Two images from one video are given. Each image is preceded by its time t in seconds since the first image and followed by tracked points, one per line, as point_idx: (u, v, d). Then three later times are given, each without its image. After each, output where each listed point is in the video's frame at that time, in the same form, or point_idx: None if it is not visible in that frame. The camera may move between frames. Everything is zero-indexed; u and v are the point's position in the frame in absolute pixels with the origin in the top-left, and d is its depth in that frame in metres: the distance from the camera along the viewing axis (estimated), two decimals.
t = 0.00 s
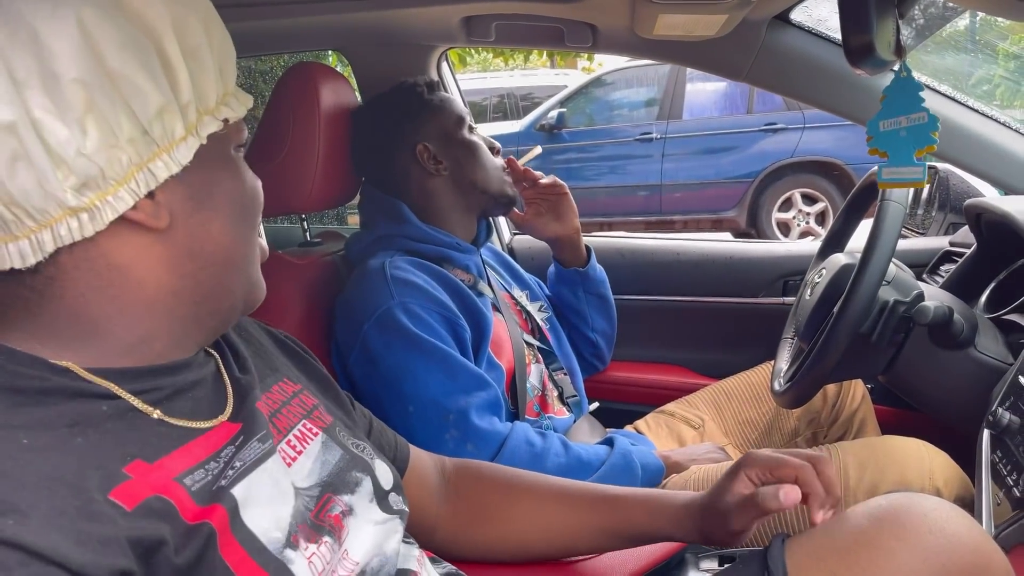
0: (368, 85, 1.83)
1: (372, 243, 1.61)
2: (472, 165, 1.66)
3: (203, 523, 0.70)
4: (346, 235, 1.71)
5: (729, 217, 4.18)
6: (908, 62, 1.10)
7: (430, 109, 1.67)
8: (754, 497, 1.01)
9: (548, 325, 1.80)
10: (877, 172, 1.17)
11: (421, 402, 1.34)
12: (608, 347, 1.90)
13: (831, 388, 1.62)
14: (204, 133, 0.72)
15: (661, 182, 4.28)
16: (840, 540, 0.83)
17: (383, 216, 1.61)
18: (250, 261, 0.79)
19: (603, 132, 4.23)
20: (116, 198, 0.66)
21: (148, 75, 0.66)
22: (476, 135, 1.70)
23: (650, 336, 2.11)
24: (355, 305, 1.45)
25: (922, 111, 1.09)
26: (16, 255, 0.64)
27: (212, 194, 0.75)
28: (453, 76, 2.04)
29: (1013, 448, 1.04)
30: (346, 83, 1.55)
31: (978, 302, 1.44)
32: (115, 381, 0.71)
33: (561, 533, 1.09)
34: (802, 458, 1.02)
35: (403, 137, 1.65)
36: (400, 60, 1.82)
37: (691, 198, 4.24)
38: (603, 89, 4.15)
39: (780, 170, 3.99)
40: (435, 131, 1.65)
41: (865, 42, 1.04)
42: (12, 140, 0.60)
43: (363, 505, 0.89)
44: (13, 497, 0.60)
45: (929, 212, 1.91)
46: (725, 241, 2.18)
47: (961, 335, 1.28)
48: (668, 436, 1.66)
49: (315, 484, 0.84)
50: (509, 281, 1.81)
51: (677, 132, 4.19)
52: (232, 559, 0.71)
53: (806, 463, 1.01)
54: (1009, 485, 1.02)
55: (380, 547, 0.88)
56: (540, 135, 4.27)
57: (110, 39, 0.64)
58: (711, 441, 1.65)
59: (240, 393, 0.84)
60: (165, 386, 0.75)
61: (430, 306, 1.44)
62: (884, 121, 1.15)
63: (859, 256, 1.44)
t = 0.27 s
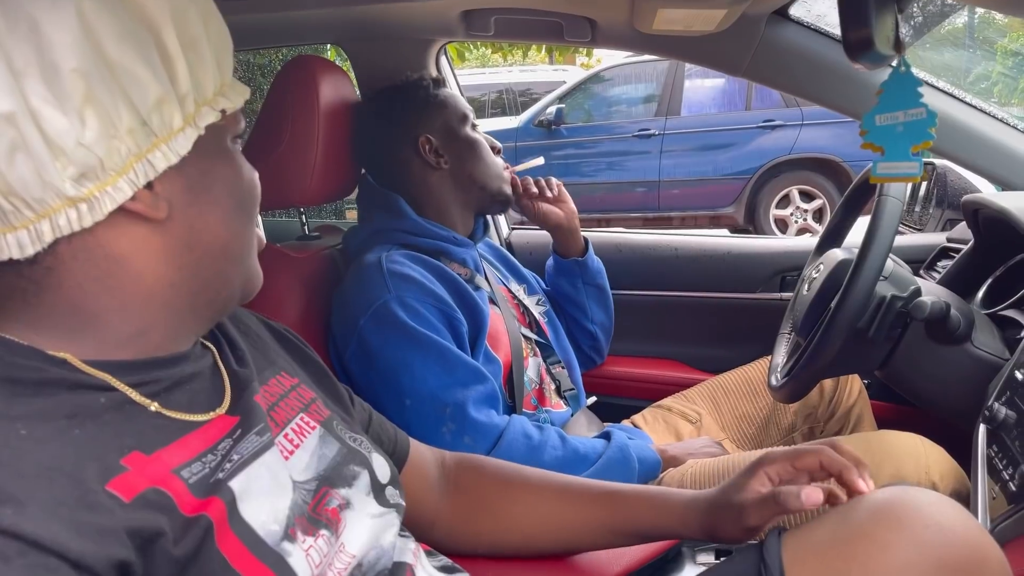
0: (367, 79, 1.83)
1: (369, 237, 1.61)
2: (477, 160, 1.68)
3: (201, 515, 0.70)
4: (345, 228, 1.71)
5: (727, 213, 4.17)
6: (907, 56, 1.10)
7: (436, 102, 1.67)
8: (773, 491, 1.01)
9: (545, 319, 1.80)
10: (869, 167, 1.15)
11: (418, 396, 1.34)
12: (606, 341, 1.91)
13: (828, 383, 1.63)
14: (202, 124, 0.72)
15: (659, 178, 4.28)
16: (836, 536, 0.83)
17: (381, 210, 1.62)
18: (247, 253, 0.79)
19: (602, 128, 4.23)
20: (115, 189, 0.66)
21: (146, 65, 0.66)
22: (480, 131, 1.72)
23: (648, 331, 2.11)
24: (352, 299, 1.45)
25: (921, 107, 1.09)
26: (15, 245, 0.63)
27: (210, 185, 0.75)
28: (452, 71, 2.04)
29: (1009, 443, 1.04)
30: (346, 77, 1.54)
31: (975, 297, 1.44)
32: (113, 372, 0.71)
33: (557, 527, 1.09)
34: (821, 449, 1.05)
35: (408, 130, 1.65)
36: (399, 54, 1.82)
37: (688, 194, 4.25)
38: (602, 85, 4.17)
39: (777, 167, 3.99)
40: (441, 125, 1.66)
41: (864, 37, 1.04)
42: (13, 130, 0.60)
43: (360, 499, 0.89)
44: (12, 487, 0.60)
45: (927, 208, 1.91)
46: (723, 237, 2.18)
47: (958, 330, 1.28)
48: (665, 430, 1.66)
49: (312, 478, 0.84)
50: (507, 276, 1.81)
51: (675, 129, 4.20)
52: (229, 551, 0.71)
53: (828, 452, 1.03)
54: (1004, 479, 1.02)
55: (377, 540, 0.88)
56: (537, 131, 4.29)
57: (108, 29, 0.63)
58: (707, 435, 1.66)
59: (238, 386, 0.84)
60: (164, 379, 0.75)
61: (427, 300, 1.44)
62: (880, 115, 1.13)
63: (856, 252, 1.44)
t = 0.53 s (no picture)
0: (366, 74, 1.83)
1: (368, 233, 1.60)
2: (479, 160, 1.66)
3: (201, 511, 0.70)
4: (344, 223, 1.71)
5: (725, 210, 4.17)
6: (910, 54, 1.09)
7: (443, 100, 1.66)
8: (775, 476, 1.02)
9: (544, 315, 1.80)
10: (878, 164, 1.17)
11: (418, 391, 1.34)
12: (606, 338, 1.91)
13: (827, 380, 1.63)
14: (204, 118, 0.71)
15: (658, 174, 4.27)
16: (834, 532, 0.83)
17: (380, 205, 1.61)
18: (246, 248, 0.78)
19: (602, 125, 4.24)
20: (115, 183, 0.65)
21: (147, 59, 0.66)
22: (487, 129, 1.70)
23: (647, 328, 2.11)
24: (351, 294, 1.44)
25: (923, 104, 1.09)
26: (15, 238, 0.63)
27: (210, 180, 0.74)
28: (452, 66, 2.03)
29: (1008, 441, 1.04)
30: (346, 72, 1.53)
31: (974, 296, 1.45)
32: (113, 368, 0.71)
33: (556, 524, 1.09)
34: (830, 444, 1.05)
35: (413, 127, 1.65)
36: (399, 49, 1.81)
37: (685, 190, 4.23)
38: (602, 81, 4.16)
39: (773, 164, 3.97)
40: (446, 123, 1.65)
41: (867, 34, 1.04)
42: (13, 123, 0.59)
43: (359, 495, 0.89)
44: (13, 482, 0.60)
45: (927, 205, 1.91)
46: (722, 234, 2.18)
47: (957, 328, 1.28)
48: (663, 427, 1.67)
49: (311, 474, 0.84)
50: (506, 272, 1.81)
51: (674, 125, 4.19)
52: (229, 548, 0.71)
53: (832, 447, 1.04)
54: (1003, 478, 1.02)
55: (376, 536, 0.88)
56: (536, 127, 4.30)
57: (108, 23, 0.63)
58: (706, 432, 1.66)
59: (237, 381, 0.84)
60: (164, 374, 0.75)
61: (426, 296, 1.44)
62: (884, 114, 1.14)
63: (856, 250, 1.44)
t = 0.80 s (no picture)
0: (367, 71, 1.82)
1: (367, 230, 1.60)
2: (446, 161, 1.63)
3: (202, 513, 0.70)
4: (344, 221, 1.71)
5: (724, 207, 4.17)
6: (913, 56, 1.09)
7: (428, 94, 1.64)
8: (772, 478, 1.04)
9: (544, 314, 1.80)
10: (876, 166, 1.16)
11: (417, 390, 1.34)
12: (607, 336, 1.90)
13: (826, 381, 1.63)
14: (205, 119, 0.71)
15: (657, 171, 4.26)
16: (834, 534, 0.83)
17: (378, 203, 1.61)
18: (247, 249, 0.78)
19: (600, 121, 4.22)
20: (115, 184, 0.65)
21: (148, 59, 0.65)
22: (463, 130, 1.64)
23: (647, 327, 2.11)
24: (350, 292, 1.44)
25: (924, 106, 1.09)
26: (15, 237, 0.63)
27: (211, 181, 0.74)
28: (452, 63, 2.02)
29: (1009, 444, 1.04)
30: (347, 70, 1.52)
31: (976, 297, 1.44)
32: (113, 369, 0.71)
33: (555, 522, 1.09)
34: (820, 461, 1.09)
35: (404, 119, 1.66)
36: (400, 46, 1.81)
37: (684, 188, 4.22)
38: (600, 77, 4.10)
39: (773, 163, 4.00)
40: (427, 119, 1.64)
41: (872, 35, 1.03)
42: (13, 122, 0.59)
43: (358, 494, 0.89)
44: (14, 484, 0.59)
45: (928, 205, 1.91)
46: (722, 233, 2.18)
47: (958, 330, 1.28)
48: (663, 427, 1.67)
49: (310, 473, 0.83)
50: (506, 270, 1.81)
51: (673, 122, 4.20)
52: (230, 549, 0.71)
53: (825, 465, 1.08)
54: (1004, 481, 1.02)
55: (376, 535, 0.88)
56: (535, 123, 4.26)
57: (110, 22, 0.63)
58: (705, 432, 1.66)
59: (236, 381, 0.84)
60: (164, 376, 0.75)
61: (425, 294, 1.44)
62: (885, 115, 1.13)
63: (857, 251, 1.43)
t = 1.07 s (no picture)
0: (366, 65, 1.82)
1: (365, 225, 1.60)
2: (404, 167, 1.62)
3: (200, 505, 0.70)
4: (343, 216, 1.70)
5: (722, 205, 4.18)
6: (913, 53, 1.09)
7: (399, 99, 1.63)
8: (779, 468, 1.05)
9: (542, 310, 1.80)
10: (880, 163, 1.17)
11: (415, 385, 1.34)
12: (605, 332, 1.90)
13: (823, 378, 1.62)
14: (204, 110, 0.71)
15: (655, 168, 4.26)
16: (831, 530, 0.83)
17: (376, 199, 1.61)
18: (246, 242, 0.78)
19: (599, 118, 4.22)
20: (113, 173, 0.64)
21: (148, 49, 0.65)
22: (420, 138, 1.62)
23: (645, 324, 2.11)
24: (349, 287, 1.44)
25: (926, 103, 1.09)
26: (13, 226, 0.63)
27: (210, 173, 0.74)
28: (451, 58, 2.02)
29: (1006, 441, 1.05)
30: (346, 64, 1.52)
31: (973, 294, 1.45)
32: (112, 360, 0.71)
33: (553, 517, 1.09)
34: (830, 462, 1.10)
35: (383, 122, 1.66)
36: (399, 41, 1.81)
37: (684, 185, 4.24)
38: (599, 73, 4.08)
39: (772, 160, 4.03)
40: (396, 124, 1.64)
41: (873, 32, 1.03)
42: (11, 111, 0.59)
43: (357, 488, 0.89)
44: (13, 474, 0.59)
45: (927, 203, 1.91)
46: (720, 230, 2.18)
47: (956, 327, 1.28)
48: (660, 422, 1.67)
49: (309, 467, 0.83)
50: (505, 265, 1.81)
51: (672, 119, 4.18)
52: (227, 541, 0.71)
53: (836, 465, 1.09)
54: (1001, 478, 1.03)
55: (375, 529, 0.88)
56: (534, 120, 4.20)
57: (110, 11, 0.63)
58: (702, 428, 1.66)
59: (234, 375, 0.84)
60: (163, 368, 0.75)
61: (424, 290, 1.44)
62: (887, 113, 1.13)
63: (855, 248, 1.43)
